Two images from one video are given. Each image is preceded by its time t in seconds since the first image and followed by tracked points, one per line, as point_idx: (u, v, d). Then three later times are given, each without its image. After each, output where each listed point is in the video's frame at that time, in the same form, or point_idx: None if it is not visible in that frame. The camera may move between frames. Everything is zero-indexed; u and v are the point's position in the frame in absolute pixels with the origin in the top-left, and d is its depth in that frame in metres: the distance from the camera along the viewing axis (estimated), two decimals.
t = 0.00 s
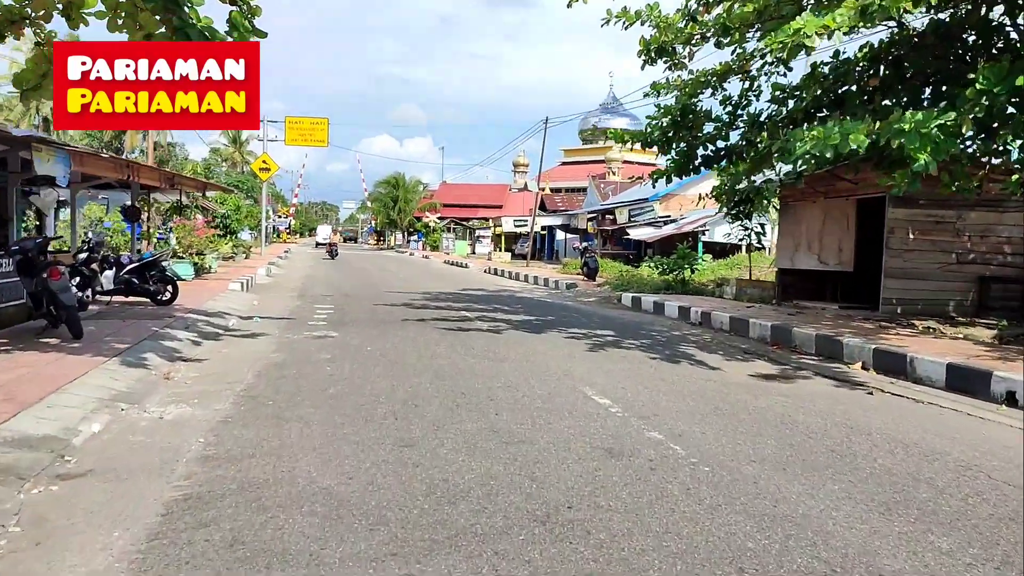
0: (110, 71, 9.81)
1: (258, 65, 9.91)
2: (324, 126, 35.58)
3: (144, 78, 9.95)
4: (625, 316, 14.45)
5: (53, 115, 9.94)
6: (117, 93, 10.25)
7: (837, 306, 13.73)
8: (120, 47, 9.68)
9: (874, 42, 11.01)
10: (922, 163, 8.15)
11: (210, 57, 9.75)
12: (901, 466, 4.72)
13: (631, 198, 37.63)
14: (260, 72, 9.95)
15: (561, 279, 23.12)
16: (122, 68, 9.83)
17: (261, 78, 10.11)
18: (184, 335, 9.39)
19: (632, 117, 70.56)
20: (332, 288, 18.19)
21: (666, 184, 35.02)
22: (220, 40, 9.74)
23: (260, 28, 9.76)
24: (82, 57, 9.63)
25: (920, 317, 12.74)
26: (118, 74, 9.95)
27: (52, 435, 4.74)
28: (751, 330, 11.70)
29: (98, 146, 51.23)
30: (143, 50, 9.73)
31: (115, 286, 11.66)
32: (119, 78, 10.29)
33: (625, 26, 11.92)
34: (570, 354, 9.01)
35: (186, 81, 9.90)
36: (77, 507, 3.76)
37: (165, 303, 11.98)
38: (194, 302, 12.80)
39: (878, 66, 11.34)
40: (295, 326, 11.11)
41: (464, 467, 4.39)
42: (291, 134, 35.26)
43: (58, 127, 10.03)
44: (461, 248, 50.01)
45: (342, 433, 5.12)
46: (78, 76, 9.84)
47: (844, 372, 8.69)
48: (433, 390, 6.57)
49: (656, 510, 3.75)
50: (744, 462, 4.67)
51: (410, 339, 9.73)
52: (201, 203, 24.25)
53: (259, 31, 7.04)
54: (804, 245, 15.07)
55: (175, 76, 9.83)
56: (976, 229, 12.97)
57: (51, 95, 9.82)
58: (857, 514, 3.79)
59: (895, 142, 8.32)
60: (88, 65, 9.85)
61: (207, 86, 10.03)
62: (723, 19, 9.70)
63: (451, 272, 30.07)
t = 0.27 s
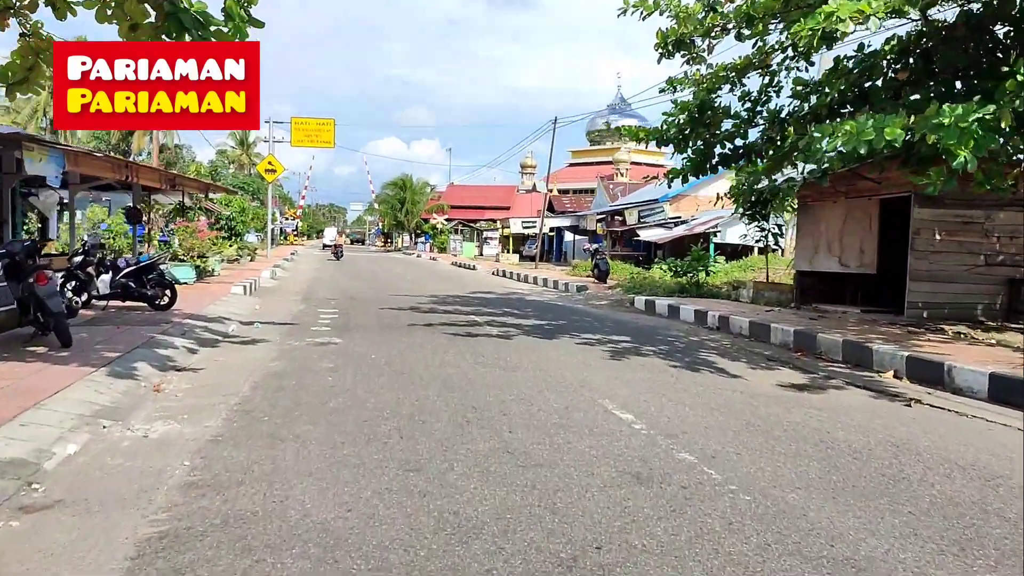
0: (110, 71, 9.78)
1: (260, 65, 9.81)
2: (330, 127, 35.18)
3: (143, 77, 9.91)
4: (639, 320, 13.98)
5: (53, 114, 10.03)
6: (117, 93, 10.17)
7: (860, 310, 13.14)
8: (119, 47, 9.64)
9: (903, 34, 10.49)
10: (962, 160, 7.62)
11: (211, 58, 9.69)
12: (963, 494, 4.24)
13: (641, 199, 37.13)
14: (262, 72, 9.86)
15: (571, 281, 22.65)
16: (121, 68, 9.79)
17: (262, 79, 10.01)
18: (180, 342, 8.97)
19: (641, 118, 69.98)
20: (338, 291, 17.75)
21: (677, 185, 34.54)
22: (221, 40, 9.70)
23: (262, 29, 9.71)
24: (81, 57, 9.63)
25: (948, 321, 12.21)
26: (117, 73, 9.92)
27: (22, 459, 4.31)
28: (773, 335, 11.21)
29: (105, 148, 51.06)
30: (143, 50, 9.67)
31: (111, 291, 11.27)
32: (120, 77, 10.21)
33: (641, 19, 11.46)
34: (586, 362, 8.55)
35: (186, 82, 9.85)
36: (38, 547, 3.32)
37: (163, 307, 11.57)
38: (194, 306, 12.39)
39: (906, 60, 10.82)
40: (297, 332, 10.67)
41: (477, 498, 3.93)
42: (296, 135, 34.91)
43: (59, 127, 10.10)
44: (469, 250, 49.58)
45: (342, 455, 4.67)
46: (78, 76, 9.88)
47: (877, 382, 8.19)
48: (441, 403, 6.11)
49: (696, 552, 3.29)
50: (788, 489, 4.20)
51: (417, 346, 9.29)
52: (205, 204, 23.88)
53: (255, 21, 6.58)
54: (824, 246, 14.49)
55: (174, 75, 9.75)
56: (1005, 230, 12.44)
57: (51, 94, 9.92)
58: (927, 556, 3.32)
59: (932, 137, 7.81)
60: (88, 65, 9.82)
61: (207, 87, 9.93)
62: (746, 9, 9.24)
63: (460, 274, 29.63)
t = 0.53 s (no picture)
0: (111, 71, 10.92)
1: (257, 65, 10.60)
2: (337, 127, 34.91)
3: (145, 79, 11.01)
4: (652, 322, 13.59)
5: (56, 112, 11.10)
6: (117, 94, 11.33)
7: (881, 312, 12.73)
8: (122, 48, 10.78)
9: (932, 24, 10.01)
10: (1003, 155, 7.09)
11: (209, 58, 10.59)
12: None
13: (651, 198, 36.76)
14: (258, 72, 10.68)
15: (581, 282, 22.26)
16: (123, 68, 10.90)
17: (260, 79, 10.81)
18: (179, 346, 8.61)
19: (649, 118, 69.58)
20: (344, 292, 17.40)
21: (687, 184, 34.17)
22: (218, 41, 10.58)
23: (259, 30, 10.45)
24: (82, 56, 10.71)
25: (975, 324, 11.75)
26: (120, 74, 11.03)
27: None
28: (794, 339, 10.80)
29: (113, 148, 50.95)
30: (144, 52, 10.76)
31: (109, 292, 10.90)
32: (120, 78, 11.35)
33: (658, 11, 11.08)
34: (601, 368, 8.17)
35: (185, 82, 10.91)
36: None
37: (164, 309, 11.19)
38: (195, 308, 12.05)
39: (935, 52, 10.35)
40: (301, 335, 10.32)
41: (493, 526, 3.54)
42: (302, 134, 34.58)
43: (59, 126, 11.23)
44: (477, 250, 49.24)
45: (344, 474, 4.29)
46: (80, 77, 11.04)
47: (909, 389, 7.77)
48: (451, 414, 5.73)
49: None
50: (837, 515, 3.80)
51: (425, 350, 8.92)
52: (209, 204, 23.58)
53: (253, 8, 6.11)
54: (843, 246, 14.10)
55: (176, 76, 10.83)
56: None
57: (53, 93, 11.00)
58: None
59: (970, 131, 7.35)
60: (89, 65, 10.91)
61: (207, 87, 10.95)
62: None
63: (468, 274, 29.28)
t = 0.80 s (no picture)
0: (111, 71, 11.13)
1: (257, 65, 11.19)
2: (346, 126, 34.52)
3: (146, 79, 11.37)
4: (671, 325, 13.10)
5: (54, 114, 11.19)
6: (117, 94, 11.47)
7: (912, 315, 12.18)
8: (124, 48, 11.07)
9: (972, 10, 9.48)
10: None
11: (210, 57, 11.16)
12: None
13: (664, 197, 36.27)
14: (258, 71, 11.25)
15: (595, 283, 21.77)
16: (123, 68, 11.20)
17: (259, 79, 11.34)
18: (178, 352, 8.18)
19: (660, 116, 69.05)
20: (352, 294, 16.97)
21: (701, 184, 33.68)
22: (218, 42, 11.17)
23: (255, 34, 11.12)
24: (82, 56, 10.94)
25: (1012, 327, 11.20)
26: (120, 74, 11.28)
27: None
28: (823, 343, 10.30)
29: (122, 149, 50.76)
30: (144, 52, 11.13)
31: (108, 294, 10.49)
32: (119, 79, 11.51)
33: None
34: (624, 375, 7.70)
35: (186, 83, 11.42)
36: None
37: (165, 312, 10.75)
38: (198, 311, 11.63)
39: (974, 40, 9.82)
40: (306, 339, 9.88)
41: (521, 569, 3.06)
42: (311, 133, 34.22)
43: (59, 126, 11.29)
44: (487, 250, 48.81)
45: (350, 502, 3.82)
46: (79, 77, 11.19)
47: (956, 399, 7.25)
48: (467, 429, 5.25)
49: None
50: (914, 553, 3.31)
51: (437, 356, 8.46)
52: (216, 204, 23.22)
53: None
54: (871, 246, 13.56)
55: (177, 76, 11.37)
56: None
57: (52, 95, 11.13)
58: None
59: None
60: (89, 65, 11.05)
61: (210, 88, 11.48)
62: None
63: (478, 275, 28.83)
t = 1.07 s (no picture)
0: (112, 72, 10.26)
1: (259, 65, 10.23)
2: (353, 125, 34.10)
3: (144, 78, 10.42)
4: (691, 328, 12.60)
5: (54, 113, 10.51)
6: (117, 93, 10.59)
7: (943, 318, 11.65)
8: (123, 48, 10.18)
9: None
10: None
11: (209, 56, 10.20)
12: None
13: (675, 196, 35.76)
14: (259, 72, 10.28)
15: (607, 284, 21.28)
16: (123, 68, 10.31)
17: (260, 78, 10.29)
18: (174, 360, 7.73)
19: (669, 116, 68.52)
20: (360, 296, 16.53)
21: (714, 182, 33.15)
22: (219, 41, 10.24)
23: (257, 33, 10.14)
24: (81, 55, 10.21)
25: None
26: (117, 73, 10.40)
27: None
28: (854, 348, 9.78)
29: (128, 150, 50.52)
30: (144, 51, 10.16)
31: (105, 298, 10.07)
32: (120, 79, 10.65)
33: None
34: (648, 385, 7.21)
35: (186, 82, 10.41)
36: None
37: (164, 316, 10.31)
38: (199, 314, 11.20)
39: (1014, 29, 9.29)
40: (311, 345, 9.42)
41: None
42: (317, 132, 33.78)
43: (59, 126, 10.63)
44: (496, 251, 48.35)
45: (357, 540, 3.34)
46: (80, 77, 10.45)
47: (1009, 411, 6.73)
48: (485, 448, 4.77)
49: None
50: None
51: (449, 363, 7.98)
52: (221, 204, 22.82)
53: None
54: (897, 246, 13.03)
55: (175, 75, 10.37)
56: None
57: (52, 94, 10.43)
58: None
59: None
60: (90, 65, 10.28)
61: (208, 86, 10.33)
62: None
63: (488, 276, 28.35)
